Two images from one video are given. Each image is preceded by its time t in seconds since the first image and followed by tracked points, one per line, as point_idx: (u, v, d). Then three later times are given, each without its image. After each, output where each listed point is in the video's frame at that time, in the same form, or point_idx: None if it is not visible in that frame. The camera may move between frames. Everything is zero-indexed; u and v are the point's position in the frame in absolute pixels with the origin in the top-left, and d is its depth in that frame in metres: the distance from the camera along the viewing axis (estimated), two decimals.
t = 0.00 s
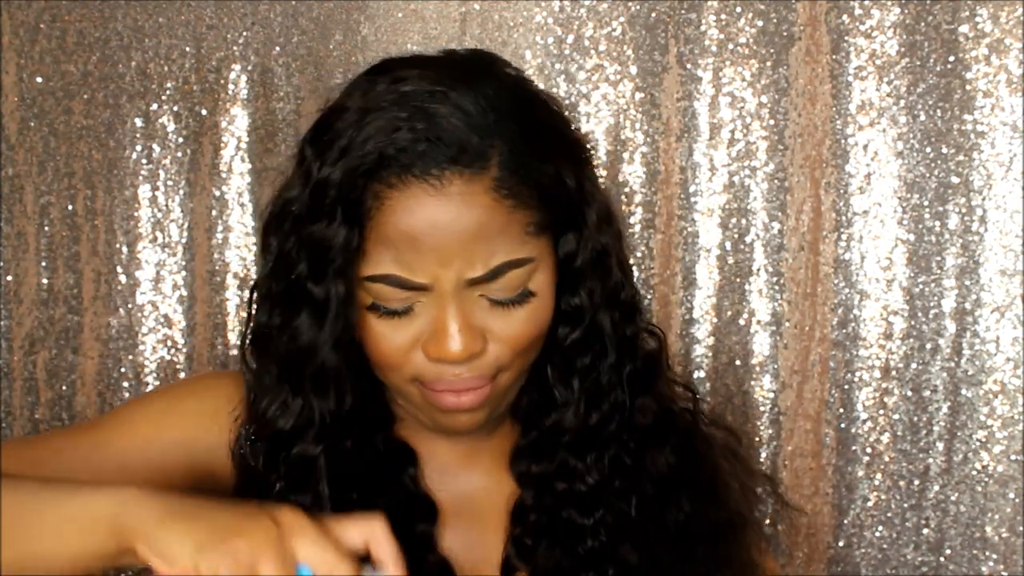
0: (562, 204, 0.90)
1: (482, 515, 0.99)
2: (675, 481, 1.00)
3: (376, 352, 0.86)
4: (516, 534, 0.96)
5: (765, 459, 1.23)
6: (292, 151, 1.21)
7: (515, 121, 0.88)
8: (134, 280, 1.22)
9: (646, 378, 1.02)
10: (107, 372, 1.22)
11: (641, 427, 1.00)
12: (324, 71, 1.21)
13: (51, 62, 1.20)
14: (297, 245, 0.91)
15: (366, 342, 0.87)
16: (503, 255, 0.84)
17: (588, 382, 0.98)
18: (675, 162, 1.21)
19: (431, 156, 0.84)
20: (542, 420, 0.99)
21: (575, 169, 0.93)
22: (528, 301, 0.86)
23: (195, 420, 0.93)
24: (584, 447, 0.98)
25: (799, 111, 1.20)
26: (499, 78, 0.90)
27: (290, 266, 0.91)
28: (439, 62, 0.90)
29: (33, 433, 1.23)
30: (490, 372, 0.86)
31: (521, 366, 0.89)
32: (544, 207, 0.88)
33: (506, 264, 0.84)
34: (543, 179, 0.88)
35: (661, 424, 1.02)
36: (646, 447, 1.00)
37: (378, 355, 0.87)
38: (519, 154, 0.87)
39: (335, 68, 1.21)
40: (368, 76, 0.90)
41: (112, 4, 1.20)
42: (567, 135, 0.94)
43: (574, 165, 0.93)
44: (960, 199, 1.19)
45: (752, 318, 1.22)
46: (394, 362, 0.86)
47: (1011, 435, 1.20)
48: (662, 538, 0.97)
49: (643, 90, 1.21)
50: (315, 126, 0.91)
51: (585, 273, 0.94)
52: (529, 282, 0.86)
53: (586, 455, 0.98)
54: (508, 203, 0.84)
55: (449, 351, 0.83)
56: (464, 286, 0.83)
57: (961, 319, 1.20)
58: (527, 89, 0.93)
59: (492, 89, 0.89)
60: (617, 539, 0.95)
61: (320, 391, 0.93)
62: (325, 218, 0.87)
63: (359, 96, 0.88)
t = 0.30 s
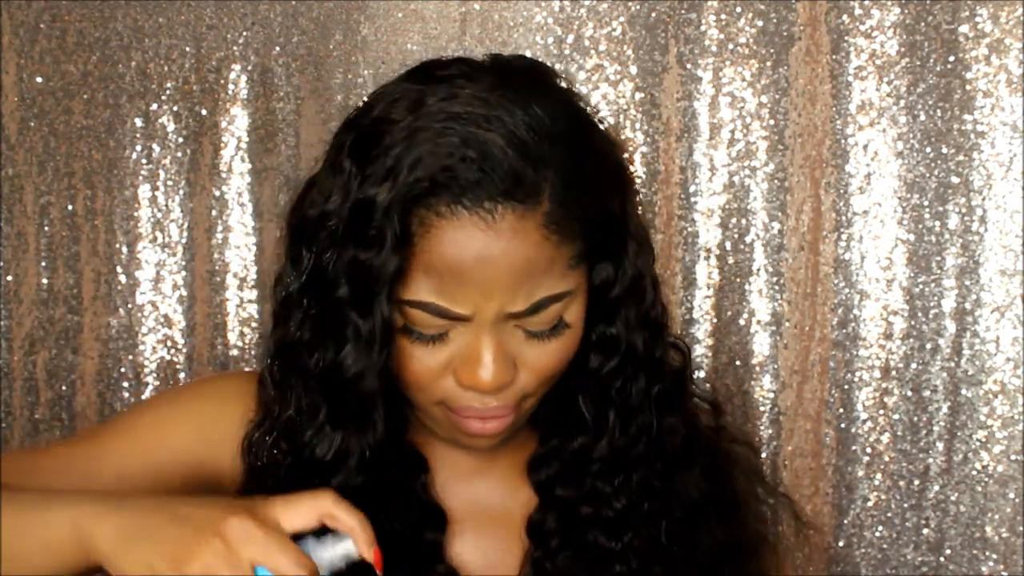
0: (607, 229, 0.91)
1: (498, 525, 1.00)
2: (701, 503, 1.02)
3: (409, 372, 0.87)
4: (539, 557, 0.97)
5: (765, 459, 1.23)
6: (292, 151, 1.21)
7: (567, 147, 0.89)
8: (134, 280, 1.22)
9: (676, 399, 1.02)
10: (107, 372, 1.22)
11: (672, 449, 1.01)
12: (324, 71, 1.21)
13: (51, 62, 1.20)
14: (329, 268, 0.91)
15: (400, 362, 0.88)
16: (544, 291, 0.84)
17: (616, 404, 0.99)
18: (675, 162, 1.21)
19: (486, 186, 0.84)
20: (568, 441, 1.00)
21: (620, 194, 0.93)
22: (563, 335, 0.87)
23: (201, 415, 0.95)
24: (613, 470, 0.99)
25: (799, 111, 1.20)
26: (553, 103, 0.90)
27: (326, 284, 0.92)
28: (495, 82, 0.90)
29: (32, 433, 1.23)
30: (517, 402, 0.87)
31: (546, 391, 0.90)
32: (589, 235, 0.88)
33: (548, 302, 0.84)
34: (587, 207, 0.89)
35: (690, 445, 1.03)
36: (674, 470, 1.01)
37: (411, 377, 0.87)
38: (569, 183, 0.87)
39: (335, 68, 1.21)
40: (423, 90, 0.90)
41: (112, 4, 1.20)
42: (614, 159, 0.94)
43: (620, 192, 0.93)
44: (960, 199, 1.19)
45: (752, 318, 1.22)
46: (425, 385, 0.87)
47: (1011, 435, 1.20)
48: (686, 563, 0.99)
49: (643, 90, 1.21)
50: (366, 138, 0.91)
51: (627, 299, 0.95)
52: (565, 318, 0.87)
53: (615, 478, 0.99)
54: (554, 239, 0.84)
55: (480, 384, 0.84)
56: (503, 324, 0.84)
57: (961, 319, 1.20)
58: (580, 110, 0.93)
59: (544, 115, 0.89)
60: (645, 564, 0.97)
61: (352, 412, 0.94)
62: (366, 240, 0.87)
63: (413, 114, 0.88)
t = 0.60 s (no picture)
0: (592, 223, 0.90)
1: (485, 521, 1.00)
2: (694, 511, 1.02)
3: (386, 363, 0.87)
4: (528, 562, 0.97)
5: (765, 459, 1.23)
6: (292, 152, 1.21)
7: (551, 140, 0.88)
8: (134, 280, 1.21)
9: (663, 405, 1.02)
10: (107, 372, 1.22)
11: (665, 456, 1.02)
12: (324, 71, 1.21)
13: (51, 62, 1.20)
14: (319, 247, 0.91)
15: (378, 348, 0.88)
16: (520, 279, 0.84)
17: (603, 403, 0.99)
18: (675, 162, 1.21)
19: (461, 170, 0.84)
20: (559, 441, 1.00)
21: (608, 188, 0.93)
22: (542, 327, 0.87)
23: (200, 423, 0.94)
24: (603, 475, 0.99)
25: (799, 111, 1.20)
26: (543, 92, 0.91)
27: (308, 264, 0.92)
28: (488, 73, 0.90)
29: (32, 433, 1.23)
30: (493, 393, 0.87)
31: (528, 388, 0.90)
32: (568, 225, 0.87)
33: (524, 291, 0.84)
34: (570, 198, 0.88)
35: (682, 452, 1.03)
36: (665, 477, 1.02)
37: (389, 363, 0.87)
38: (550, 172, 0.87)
39: (335, 68, 1.21)
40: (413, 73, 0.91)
41: (112, 4, 1.20)
42: (605, 152, 0.94)
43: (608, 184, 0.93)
44: (960, 199, 1.19)
45: (752, 318, 1.22)
46: (402, 372, 0.87)
47: (1011, 435, 1.20)
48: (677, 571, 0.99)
49: (643, 90, 1.21)
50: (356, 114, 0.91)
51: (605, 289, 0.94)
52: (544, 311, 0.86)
53: (605, 482, 0.99)
54: (533, 228, 0.84)
55: (455, 371, 0.84)
56: (476, 311, 0.83)
57: (961, 319, 1.20)
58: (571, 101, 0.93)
59: (535, 104, 0.89)
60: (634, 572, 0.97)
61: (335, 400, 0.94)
62: (344, 221, 0.88)
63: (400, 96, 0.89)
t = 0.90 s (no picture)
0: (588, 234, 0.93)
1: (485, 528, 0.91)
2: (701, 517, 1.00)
3: (335, 267, 0.85)
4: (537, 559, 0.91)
5: (765, 459, 1.23)
6: (292, 152, 1.21)
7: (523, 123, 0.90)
8: (134, 280, 1.21)
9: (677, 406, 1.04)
10: (107, 372, 1.22)
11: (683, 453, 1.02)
12: (324, 71, 1.21)
13: (51, 62, 1.20)
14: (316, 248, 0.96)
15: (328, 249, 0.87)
16: (464, 168, 0.85)
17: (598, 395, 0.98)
18: (675, 161, 1.21)
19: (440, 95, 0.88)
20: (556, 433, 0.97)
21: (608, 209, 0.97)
22: (497, 232, 0.85)
23: (175, 471, 0.87)
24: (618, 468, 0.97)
25: (799, 111, 1.20)
26: (547, 104, 0.93)
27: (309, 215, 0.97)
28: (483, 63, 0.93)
29: (31, 434, 1.22)
30: (424, 285, 0.81)
31: (483, 312, 0.84)
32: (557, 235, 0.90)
33: (478, 180, 0.86)
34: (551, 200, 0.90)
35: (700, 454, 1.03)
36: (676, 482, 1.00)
37: (332, 256, 0.85)
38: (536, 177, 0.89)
39: (335, 68, 1.21)
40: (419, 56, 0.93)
41: (112, 4, 1.21)
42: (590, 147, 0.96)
43: (604, 202, 0.96)
44: (960, 199, 1.19)
45: (752, 318, 1.21)
46: (339, 261, 0.84)
47: (1011, 435, 1.19)
48: None
49: (643, 90, 1.21)
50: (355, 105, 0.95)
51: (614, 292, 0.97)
52: (500, 216, 0.86)
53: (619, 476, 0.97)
54: (504, 146, 0.88)
55: (383, 240, 0.81)
56: (423, 178, 0.85)
57: (961, 319, 1.20)
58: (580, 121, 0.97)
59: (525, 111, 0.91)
60: None
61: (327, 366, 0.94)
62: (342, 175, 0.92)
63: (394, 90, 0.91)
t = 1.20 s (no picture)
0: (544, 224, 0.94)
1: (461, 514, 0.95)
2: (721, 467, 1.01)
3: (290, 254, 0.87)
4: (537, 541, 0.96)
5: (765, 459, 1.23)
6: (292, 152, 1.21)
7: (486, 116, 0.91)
8: (133, 280, 1.21)
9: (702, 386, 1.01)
10: (106, 372, 1.22)
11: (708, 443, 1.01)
12: (324, 72, 1.21)
13: (50, 62, 1.20)
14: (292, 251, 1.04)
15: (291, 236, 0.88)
16: (413, 177, 0.85)
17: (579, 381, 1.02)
18: (675, 162, 1.21)
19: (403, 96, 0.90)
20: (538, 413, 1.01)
21: (595, 207, 0.97)
22: (431, 244, 0.84)
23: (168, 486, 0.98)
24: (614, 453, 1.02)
25: (799, 111, 1.20)
26: (528, 101, 0.95)
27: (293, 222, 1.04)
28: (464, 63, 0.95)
29: (31, 433, 1.22)
30: (346, 289, 0.82)
31: (407, 327, 0.84)
32: (529, 239, 0.91)
33: (421, 189, 0.85)
34: (523, 205, 0.90)
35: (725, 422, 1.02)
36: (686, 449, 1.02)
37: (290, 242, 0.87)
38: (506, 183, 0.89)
39: (335, 68, 1.21)
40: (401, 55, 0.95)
41: (112, 4, 1.20)
42: (574, 127, 0.99)
43: (587, 199, 0.96)
44: (960, 199, 1.19)
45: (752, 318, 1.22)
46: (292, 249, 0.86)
47: (1011, 435, 1.19)
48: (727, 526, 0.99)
49: (643, 90, 1.21)
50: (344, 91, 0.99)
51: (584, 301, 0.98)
52: (438, 227, 0.85)
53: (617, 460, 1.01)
54: (454, 159, 0.87)
55: (318, 240, 0.83)
56: (364, 180, 0.85)
57: (961, 319, 1.20)
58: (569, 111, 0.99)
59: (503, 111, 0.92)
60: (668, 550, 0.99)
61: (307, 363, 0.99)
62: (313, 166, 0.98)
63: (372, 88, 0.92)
